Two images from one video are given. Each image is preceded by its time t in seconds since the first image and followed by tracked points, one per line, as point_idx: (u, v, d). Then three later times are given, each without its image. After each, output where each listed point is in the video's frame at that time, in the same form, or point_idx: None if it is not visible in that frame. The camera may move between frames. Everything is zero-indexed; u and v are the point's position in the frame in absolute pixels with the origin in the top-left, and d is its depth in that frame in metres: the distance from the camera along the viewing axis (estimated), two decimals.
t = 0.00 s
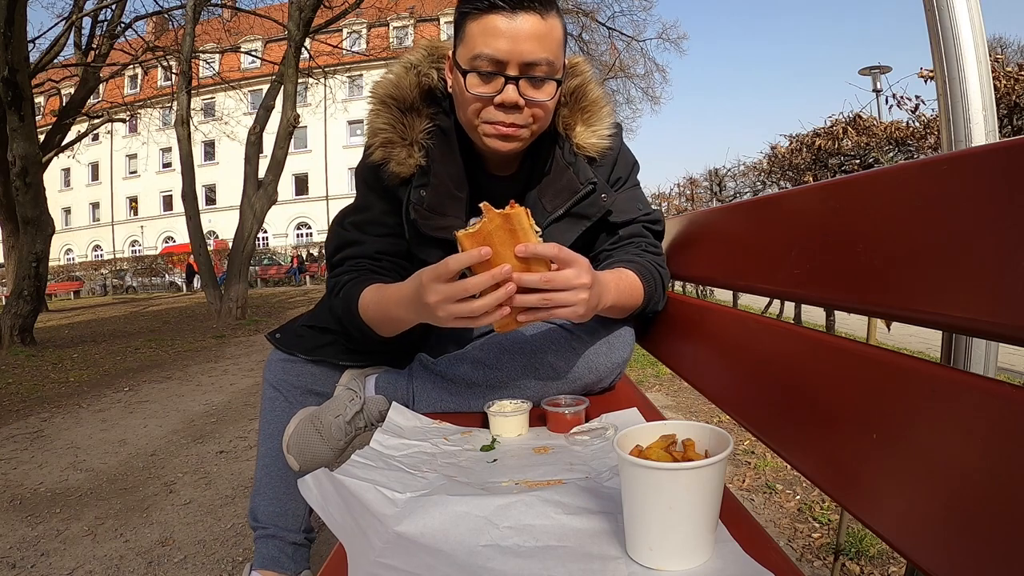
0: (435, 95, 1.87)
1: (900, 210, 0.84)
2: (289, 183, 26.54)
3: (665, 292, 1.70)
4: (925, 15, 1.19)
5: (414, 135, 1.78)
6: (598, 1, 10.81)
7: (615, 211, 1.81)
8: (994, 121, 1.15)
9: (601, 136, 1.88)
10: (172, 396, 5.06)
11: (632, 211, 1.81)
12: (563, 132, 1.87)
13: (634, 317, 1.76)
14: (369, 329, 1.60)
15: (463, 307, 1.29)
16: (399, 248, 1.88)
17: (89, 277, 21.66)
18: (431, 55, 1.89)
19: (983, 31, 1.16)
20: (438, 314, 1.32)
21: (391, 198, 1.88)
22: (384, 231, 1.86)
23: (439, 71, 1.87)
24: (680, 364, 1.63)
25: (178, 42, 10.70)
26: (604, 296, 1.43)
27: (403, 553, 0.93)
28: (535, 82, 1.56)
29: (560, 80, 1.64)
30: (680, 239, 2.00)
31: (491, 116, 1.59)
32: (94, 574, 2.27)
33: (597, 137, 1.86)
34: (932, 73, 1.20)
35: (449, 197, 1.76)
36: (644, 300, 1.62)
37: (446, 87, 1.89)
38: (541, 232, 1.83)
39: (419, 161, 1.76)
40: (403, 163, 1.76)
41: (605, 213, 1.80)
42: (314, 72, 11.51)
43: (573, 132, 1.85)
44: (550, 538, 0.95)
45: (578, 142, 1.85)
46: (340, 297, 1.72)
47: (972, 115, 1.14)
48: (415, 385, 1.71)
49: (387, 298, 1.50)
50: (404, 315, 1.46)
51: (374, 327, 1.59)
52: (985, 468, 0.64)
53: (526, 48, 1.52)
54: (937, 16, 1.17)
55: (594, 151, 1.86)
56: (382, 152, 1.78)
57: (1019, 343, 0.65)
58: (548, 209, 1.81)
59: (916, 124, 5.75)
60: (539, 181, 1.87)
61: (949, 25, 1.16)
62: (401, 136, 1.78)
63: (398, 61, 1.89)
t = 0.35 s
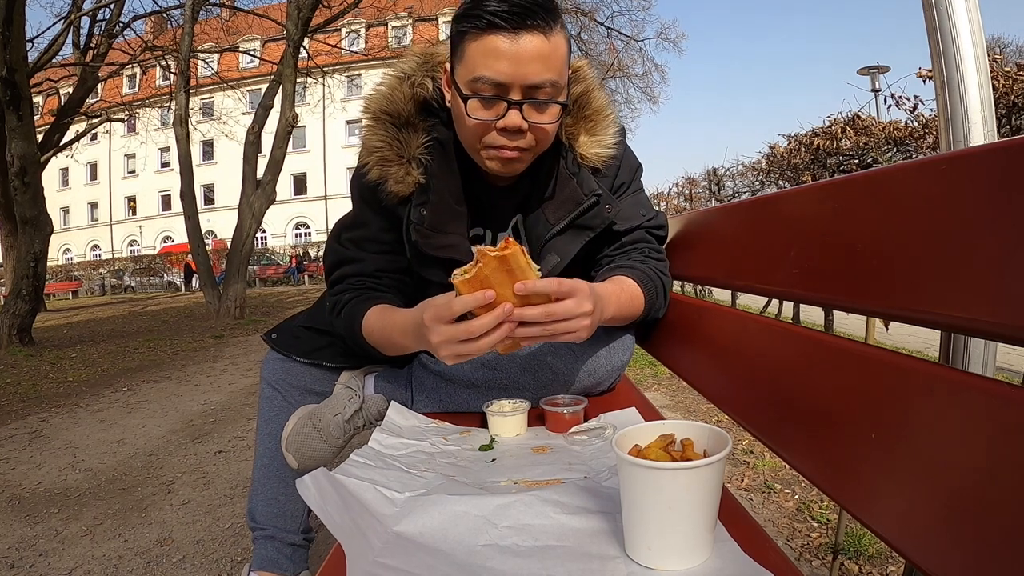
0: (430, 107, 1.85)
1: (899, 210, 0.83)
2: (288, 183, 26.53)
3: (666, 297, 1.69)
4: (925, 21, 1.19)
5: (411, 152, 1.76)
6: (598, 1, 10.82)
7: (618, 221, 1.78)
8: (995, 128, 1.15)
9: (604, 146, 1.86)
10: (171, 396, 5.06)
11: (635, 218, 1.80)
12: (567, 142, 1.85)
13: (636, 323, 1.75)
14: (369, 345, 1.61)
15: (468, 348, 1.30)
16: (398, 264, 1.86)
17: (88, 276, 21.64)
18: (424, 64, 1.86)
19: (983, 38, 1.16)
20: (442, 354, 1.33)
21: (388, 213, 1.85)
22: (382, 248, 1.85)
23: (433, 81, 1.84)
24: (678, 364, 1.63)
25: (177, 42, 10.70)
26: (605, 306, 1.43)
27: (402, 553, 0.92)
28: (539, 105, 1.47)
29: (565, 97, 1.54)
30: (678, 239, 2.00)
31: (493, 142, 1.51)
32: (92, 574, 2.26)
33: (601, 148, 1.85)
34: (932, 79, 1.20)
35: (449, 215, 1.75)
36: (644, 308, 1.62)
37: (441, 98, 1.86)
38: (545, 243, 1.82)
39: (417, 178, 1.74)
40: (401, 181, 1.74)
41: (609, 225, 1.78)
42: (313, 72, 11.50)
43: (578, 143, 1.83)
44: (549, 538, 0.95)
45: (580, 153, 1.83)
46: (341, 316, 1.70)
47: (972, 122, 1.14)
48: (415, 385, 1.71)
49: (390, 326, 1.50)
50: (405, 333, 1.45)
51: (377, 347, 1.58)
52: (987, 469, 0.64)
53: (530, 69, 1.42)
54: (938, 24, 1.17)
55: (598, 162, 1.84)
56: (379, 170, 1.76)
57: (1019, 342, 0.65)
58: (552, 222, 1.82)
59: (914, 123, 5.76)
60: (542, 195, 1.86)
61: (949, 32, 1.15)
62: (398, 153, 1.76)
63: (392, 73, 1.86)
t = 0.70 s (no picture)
0: (434, 106, 1.85)
1: (900, 210, 0.83)
2: (288, 183, 26.54)
3: (665, 296, 1.70)
4: (925, 19, 1.19)
5: (413, 150, 1.76)
6: (598, 1, 10.82)
7: (619, 221, 1.80)
8: (994, 126, 1.15)
9: (606, 145, 1.85)
10: (171, 396, 5.06)
11: (635, 217, 1.81)
12: (568, 141, 1.85)
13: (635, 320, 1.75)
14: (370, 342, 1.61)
15: (463, 332, 1.30)
16: (398, 262, 1.87)
17: (89, 276, 21.65)
18: (428, 63, 1.86)
19: (983, 35, 1.16)
20: (437, 337, 1.32)
21: (389, 211, 1.85)
22: (381, 245, 1.85)
23: (436, 80, 1.84)
24: (678, 365, 1.63)
25: (178, 42, 10.70)
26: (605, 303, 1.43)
27: (402, 554, 0.92)
28: (540, 102, 1.46)
29: (566, 96, 1.54)
30: (678, 238, 2.00)
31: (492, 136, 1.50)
32: (93, 574, 2.26)
33: (603, 147, 1.84)
34: (932, 77, 1.20)
35: (450, 214, 1.76)
36: (644, 305, 1.62)
37: (443, 96, 1.86)
38: (546, 242, 1.82)
39: (419, 177, 1.74)
40: (403, 178, 1.74)
41: (609, 224, 1.79)
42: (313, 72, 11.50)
43: (578, 141, 1.83)
44: (549, 537, 0.95)
45: (583, 152, 1.82)
46: (340, 312, 1.70)
47: (972, 120, 1.14)
48: (415, 385, 1.71)
49: (391, 314, 1.49)
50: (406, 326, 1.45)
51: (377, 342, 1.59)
52: (988, 470, 0.64)
53: (531, 66, 1.42)
54: (938, 21, 1.17)
55: (600, 161, 1.84)
56: (381, 168, 1.76)
57: (1018, 343, 0.65)
58: (553, 220, 1.81)
59: (915, 124, 5.76)
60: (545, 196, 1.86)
61: (949, 30, 1.15)
62: (400, 152, 1.76)
63: (395, 71, 1.86)
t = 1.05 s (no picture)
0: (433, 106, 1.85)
1: (900, 210, 0.83)
2: (289, 183, 26.54)
3: (666, 292, 1.73)
4: (925, 15, 1.19)
5: (408, 152, 1.76)
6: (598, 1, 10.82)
7: (623, 226, 1.81)
8: (994, 122, 1.15)
9: (611, 152, 1.84)
10: (172, 396, 5.06)
11: (639, 220, 1.83)
12: (572, 147, 1.84)
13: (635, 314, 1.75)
14: (368, 336, 1.59)
15: (463, 280, 1.27)
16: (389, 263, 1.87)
17: (89, 276, 21.67)
18: (431, 63, 1.86)
19: (983, 31, 1.16)
20: (434, 289, 1.29)
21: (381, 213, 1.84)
22: (371, 245, 1.84)
23: (437, 80, 1.84)
24: (679, 363, 1.63)
25: (178, 42, 10.70)
26: (604, 277, 1.44)
27: (402, 555, 0.93)
28: (540, 109, 1.45)
29: (569, 103, 1.52)
30: (678, 238, 2.01)
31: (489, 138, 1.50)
32: (93, 574, 2.26)
33: (608, 154, 1.83)
34: (932, 73, 1.20)
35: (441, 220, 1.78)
36: (644, 297, 1.66)
37: (442, 97, 1.86)
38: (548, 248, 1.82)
39: (413, 180, 1.74)
40: (397, 181, 1.73)
41: (613, 231, 1.80)
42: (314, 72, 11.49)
43: (583, 147, 1.82)
44: (549, 538, 0.95)
45: (587, 159, 1.82)
46: (329, 305, 1.67)
47: (972, 116, 1.14)
48: (415, 384, 1.71)
49: (388, 300, 1.47)
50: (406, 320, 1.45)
51: (372, 332, 1.57)
52: (990, 469, 0.64)
53: (533, 69, 1.40)
54: (938, 16, 1.17)
55: (604, 168, 1.83)
56: (374, 169, 1.75)
57: (1019, 342, 0.65)
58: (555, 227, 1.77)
59: (916, 124, 5.75)
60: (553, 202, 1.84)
61: (950, 25, 1.15)
62: (395, 153, 1.75)
63: (395, 70, 1.86)
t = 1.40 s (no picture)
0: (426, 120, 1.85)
1: (900, 210, 0.83)
2: (289, 183, 26.54)
3: (666, 290, 1.76)
4: (925, 14, 1.19)
5: (399, 169, 1.75)
6: (598, 1, 10.83)
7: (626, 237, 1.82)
8: (994, 121, 1.15)
9: (617, 168, 1.81)
10: (172, 396, 5.06)
11: (640, 228, 1.84)
12: (577, 162, 1.81)
13: (634, 312, 1.75)
14: (364, 339, 1.56)
15: (467, 254, 1.28)
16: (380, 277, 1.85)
17: (89, 276, 21.70)
18: (426, 74, 1.86)
19: (983, 31, 1.16)
20: (440, 266, 1.29)
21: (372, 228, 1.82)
22: (363, 256, 1.84)
23: (432, 93, 1.84)
24: (679, 363, 1.64)
25: (178, 42, 10.70)
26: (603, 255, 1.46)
27: (403, 555, 0.93)
28: (543, 126, 1.44)
29: (573, 122, 1.51)
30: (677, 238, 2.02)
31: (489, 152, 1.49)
32: (93, 574, 2.26)
33: (615, 169, 1.81)
34: (932, 72, 1.20)
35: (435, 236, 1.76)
36: (642, 293, 1.68)
37: (437, 110, 1.86)
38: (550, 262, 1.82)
39: (403, 198, 1.73)
40: (388, 200, 1.72)
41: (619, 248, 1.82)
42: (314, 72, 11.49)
43: (589, 163, 1.79)
44: (549, 538, 0.95)
45: (593, 176, 1.79)
46: (323, 314, 1.64)
47: (972, 116, 1.14)
48: (415, 385, 1.73)
49: (388, 305, 1.47)
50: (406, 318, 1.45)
51: (368, 333, 1.55)
52: (990, 469, 0.64)
53: (536, 83, 1.39)
54: (938, 15, 1.17)
55: (610, 185, 1.81)
56: (364, 185, 1.73)
57: (1018, 342, 0.65)
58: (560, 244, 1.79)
59: (916, 124, 5.75)
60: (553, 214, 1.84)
61: (949, 24, 1.15)
62: (386, 169, 1.74)
63: (391, 83, 1.86)
